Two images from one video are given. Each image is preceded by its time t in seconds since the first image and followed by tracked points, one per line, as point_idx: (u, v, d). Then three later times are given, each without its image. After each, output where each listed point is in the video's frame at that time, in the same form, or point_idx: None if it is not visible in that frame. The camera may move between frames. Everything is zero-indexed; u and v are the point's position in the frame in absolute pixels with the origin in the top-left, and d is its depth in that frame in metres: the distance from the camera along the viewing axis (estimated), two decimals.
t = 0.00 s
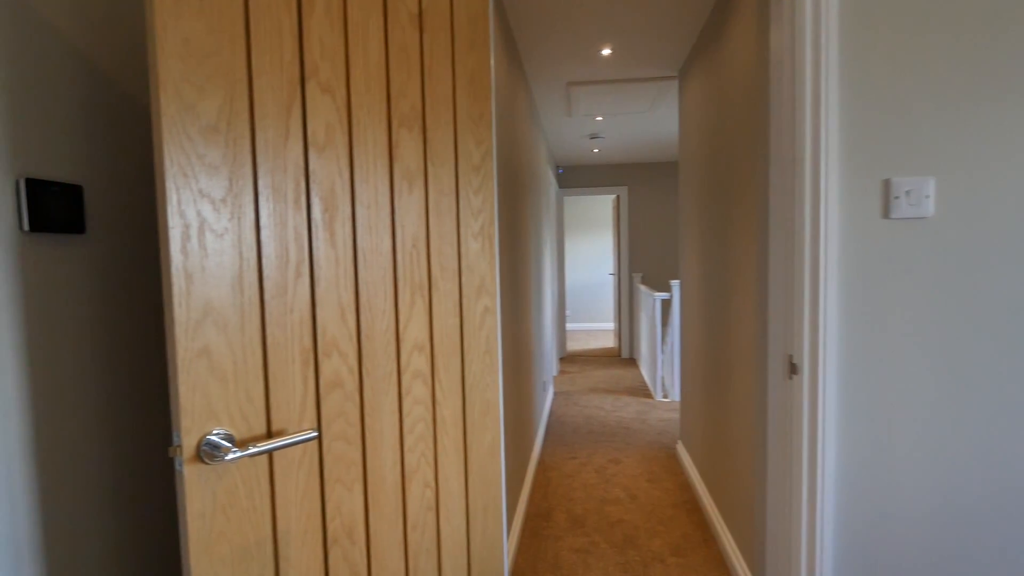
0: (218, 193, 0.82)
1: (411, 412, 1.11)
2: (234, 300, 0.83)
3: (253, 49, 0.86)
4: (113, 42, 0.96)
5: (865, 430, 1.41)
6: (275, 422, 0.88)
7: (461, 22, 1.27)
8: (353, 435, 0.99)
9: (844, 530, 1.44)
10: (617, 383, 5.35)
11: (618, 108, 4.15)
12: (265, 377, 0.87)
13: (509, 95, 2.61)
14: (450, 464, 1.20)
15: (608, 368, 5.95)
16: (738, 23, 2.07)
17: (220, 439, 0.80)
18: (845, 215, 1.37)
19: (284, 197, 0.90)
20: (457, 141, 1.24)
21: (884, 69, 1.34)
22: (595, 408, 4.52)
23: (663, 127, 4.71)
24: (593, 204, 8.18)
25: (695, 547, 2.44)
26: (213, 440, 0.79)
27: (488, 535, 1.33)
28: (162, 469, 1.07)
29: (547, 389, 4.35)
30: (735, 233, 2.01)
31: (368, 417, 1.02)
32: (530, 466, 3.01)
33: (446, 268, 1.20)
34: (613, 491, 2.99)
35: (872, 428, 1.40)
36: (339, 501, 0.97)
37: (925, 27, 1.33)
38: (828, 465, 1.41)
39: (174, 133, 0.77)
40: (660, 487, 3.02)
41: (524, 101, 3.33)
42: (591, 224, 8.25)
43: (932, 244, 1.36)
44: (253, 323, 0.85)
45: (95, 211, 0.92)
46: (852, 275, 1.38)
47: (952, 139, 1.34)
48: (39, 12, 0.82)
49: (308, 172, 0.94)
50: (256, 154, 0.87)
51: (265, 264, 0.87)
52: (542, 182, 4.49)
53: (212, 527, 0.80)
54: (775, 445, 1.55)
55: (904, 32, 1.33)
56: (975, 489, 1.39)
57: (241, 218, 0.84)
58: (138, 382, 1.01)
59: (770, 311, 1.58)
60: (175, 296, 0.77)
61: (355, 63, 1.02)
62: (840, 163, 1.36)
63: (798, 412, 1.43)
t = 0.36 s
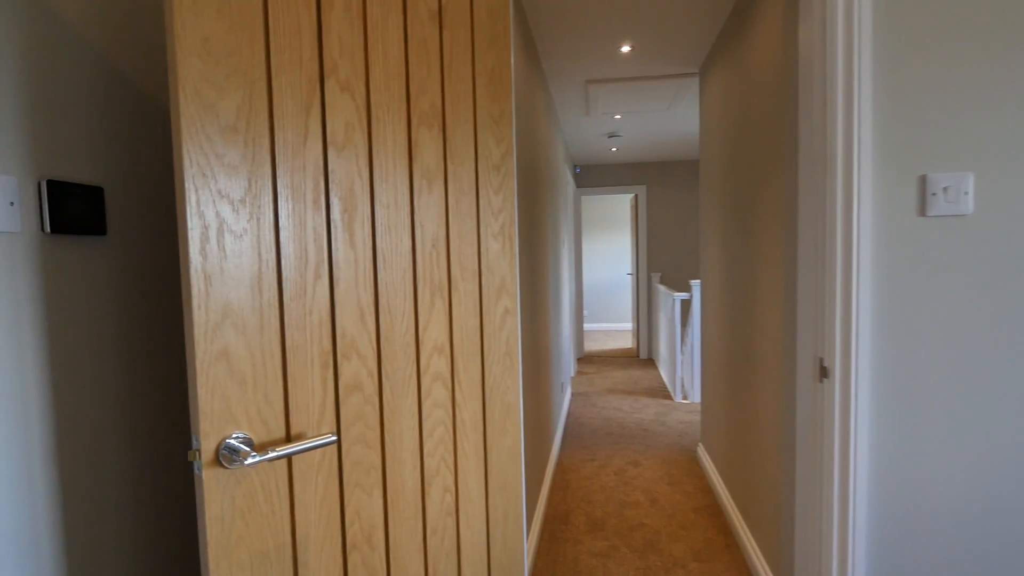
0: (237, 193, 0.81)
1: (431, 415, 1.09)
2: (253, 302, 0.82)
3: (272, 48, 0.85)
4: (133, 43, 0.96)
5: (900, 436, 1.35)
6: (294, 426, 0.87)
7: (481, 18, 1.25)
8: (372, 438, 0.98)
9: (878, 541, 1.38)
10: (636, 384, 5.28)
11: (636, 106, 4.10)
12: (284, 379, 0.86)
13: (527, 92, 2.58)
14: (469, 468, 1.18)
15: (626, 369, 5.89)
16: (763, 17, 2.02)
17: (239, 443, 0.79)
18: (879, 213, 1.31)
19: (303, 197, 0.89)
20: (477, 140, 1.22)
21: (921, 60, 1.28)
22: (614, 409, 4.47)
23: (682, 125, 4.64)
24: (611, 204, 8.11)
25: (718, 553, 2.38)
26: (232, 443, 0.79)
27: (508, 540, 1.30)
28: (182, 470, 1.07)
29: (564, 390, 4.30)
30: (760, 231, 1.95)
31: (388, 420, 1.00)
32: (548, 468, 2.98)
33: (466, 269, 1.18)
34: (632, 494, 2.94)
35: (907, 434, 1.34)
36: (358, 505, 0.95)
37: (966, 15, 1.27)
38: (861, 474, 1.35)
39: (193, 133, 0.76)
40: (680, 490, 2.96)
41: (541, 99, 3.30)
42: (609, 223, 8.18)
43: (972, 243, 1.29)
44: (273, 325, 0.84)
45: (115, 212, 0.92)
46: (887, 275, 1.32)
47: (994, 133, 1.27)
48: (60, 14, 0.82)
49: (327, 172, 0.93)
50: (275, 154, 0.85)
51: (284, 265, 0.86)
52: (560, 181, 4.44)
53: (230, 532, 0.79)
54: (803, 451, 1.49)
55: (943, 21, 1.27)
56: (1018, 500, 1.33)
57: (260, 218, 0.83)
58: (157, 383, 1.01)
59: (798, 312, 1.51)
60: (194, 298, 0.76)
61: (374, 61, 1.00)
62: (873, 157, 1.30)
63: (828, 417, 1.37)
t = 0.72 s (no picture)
0: (244, 193, 0.79)
1: (441, 419, 1.07)
2: (259, 304, 0.80)
3: (279, 44, 0.83)
4: (141, 43, 0.95)
5: (924, 443, 1.30)
6: (302, 432, 0.85)
7: (492, 15, 1.23)
8: (382, 443, 0.95)
9: (901, 551, 1.33)
10: (647, 385, 5.23)
11: (648, 105, 4.06)
12: (291, 383, 0.84)
13: (538, 91, 2.55)
14: (481, 473, 1.16)
15: (637, 370, 5.83)
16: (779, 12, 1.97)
17: (245, 449, 0.77)
18: (902, 211, 1.26)
19: (310, 197, 0.87)
20: (488, 139, 1.20)
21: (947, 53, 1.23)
22: (625, 411, 4.42)
23: (694, 124, 4.59)
24: (621, 204, 8.05)
25: (732, 558, 2.33)
26: (238, 448, 0.77)
27: (520, 546, 1.28)
28: (188, 473, 1.05)
29: (575, 391, 4.26)
30: (777, 231, 1.91)
31: (397, 425, 0.98)
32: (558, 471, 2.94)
33: (476, 270, 1.16)
34: (644, 497, 2.89)
35: (932, 440, 1.30)
36: (366, 512, 0.93)
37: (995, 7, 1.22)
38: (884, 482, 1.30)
39: (198, 132, 0.74)
40: (693, 493, 2.91)
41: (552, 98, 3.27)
42: (619, 223, 8.12)
43: (998, 243, 1.25)
44: (279, 328, 0.83)
45: (122, 213, 0.91)
46: (909, 276, 1.27)
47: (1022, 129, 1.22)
48: (65, 12, 0.81)
49: (335, 171, 0.90)
50: (282, 153, 0.84)
51: (291, 267, 0.84)
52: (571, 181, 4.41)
53: (236, 539, 0.77)
54: (822, 457, 1.44)
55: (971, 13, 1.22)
56: None
57: (267, 219, 0.82)
58: (164, 386, 1.00)
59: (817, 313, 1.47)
60: (199, 301, 0.74)
61: (383, 58, 0.98)
62: (896, 153, 1.24)
63: (849, 423, 1.31)
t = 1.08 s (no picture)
0: (236, 192, 0.75)
1: (445, 426, 1.02)
2: (253, 308, 0.76)
3: (274, 35, 0.79)
4: (135, 38, 0.92)
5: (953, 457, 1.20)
6: (299, 441, 0.81)
7: (498, 6, 1.18)
8: (383, 452, 0.91)
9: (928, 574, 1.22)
10: (657, 385, 5.16)
11: (657, 101, 3.99)
12: (286, 391, 0.80)
13: (546, 87, 2.50)
14: (486, 481, 1.11)
15: (647, 370, 5.77)
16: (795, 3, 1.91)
17: (238, 460, 0.73)
18: (929, 207, 1.16)
19: (307, 196, 0.83)
20: (494, 135, 1.16)
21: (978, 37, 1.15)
22: (634, 411, 4.36)
23: (705, 120, 4.51)
24: (629, 202, 7.96)
25: (745, 564, 2.27)
26: (232, 461, 0.73)
27: (527, 555, 1.24)
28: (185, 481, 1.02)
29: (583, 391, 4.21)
30: (791, 228, 1.85)
31: (399, 433, 0.94)
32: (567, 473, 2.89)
33: (482, 270, 1.11)
34: (654, 501, 2.82)
35: (961, 455, 1.20)
36: (367, 524, 0.89)
37: None
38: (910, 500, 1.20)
39: (187, 127, 0.71)
40: (705, 496, 2.84)
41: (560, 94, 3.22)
42: (628, 221, 8.04)
43: None
44: (274, 333, 0.79)
45: (116, 213, 0.88)
46: (937, 277, 1.17)
47: None
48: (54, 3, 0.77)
49: (334, 168, 0.86)
50: (277, 149, 0.80)
51: (287, 268, 0.80)
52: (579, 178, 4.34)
53: (229, 555, 0.73)
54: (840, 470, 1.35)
55: None
56: None
57: (261, 219, 0.78)
58: (158, 391, 0.96)
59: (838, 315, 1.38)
60: (188, 305, 0.70)
61: (384, 50, 0.94)
62: (924, 143, 1.16)
63: (871, 434, 1.21)
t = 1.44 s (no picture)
0: (212, 186, 0.70)
1: (438, 434, 0.97)
2: (230, 312, 0.71)
3: (252, 19, 0.74)
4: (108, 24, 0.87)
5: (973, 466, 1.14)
6: (280, 453, 0.76)
7: None
8: (371, 462, 0.86)
9: None
10: (658, 384, 5.11)
11: (659, 96, 3.92)
12: (267, 399, 0.75)
13: (545, 81, 2.44)
14: (482, 490, 1.06)
15: (648, 368, 5.72)
16: None
17: (214, 473, 0.69)
18: (948, 202, 1.10)
19: (290, 190, 0.78)
20: (490, 127, 1.10)
21: (1001, 24, 1.09)
22: (635, 410, 4.32)
23: (707, 116, 4.45)
24: (630, 199, 7.90)
25: (749, 568, 2.21)
26: (207, 474, 0.68)
27: (525, 565, 1.19)
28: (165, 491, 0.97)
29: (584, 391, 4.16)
30: (798, 226, 1.79)
31: (390, 441, 0.89)
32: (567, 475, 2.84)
33: (478, 269, 1.06)
34: (657, 502, 2.77)
35: (978, 464, 1.14)
36: (354, 539, 0.84)
37: None
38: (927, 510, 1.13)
39: (157, 116, 0.65)
40: (707, 498, 2.79)
41: (560, 89, 3.16)
42: (629, 218, 7.98)
43: None
44: (254, 337, 0.74)
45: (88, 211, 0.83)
46: (955, 276, 1.11)
47: None
48: None
49: (318, 162, 0.81)
50: (256, 140, 0.74)
51: (267, 268, 0.75)
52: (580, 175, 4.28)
53: None
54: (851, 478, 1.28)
55: None
56: None
57: (239, 215, 0.72)
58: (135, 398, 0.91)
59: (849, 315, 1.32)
60: (158, 308, 0.65)
61: (372, 36, 0.88)
62: (942, 134, 1.09)
63: (886, 441, 1.15)
